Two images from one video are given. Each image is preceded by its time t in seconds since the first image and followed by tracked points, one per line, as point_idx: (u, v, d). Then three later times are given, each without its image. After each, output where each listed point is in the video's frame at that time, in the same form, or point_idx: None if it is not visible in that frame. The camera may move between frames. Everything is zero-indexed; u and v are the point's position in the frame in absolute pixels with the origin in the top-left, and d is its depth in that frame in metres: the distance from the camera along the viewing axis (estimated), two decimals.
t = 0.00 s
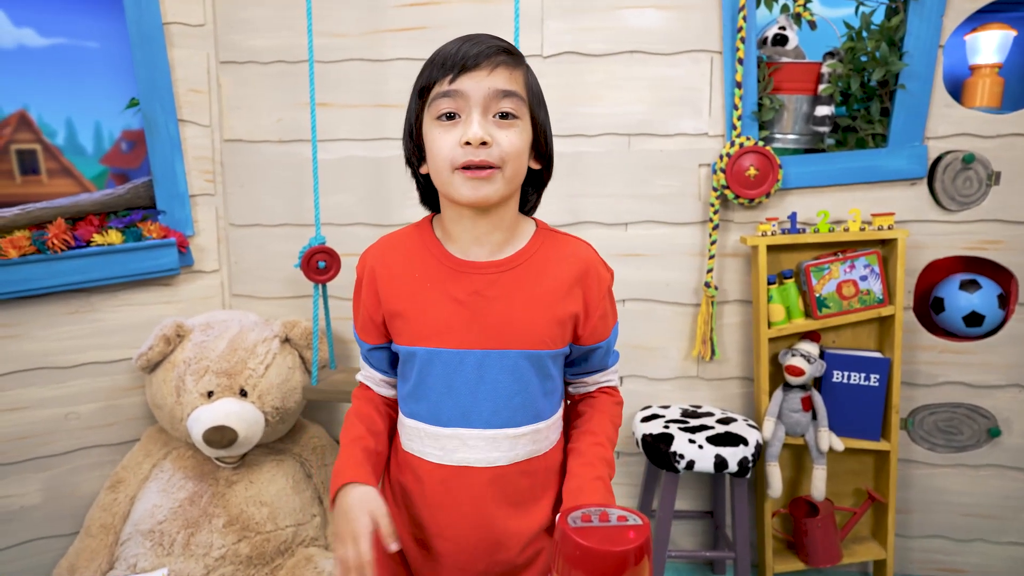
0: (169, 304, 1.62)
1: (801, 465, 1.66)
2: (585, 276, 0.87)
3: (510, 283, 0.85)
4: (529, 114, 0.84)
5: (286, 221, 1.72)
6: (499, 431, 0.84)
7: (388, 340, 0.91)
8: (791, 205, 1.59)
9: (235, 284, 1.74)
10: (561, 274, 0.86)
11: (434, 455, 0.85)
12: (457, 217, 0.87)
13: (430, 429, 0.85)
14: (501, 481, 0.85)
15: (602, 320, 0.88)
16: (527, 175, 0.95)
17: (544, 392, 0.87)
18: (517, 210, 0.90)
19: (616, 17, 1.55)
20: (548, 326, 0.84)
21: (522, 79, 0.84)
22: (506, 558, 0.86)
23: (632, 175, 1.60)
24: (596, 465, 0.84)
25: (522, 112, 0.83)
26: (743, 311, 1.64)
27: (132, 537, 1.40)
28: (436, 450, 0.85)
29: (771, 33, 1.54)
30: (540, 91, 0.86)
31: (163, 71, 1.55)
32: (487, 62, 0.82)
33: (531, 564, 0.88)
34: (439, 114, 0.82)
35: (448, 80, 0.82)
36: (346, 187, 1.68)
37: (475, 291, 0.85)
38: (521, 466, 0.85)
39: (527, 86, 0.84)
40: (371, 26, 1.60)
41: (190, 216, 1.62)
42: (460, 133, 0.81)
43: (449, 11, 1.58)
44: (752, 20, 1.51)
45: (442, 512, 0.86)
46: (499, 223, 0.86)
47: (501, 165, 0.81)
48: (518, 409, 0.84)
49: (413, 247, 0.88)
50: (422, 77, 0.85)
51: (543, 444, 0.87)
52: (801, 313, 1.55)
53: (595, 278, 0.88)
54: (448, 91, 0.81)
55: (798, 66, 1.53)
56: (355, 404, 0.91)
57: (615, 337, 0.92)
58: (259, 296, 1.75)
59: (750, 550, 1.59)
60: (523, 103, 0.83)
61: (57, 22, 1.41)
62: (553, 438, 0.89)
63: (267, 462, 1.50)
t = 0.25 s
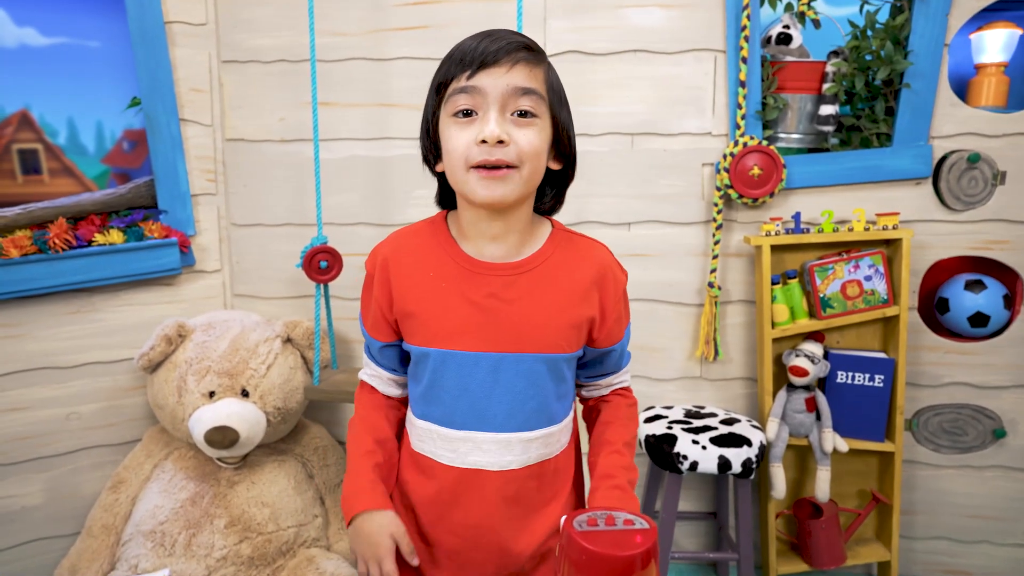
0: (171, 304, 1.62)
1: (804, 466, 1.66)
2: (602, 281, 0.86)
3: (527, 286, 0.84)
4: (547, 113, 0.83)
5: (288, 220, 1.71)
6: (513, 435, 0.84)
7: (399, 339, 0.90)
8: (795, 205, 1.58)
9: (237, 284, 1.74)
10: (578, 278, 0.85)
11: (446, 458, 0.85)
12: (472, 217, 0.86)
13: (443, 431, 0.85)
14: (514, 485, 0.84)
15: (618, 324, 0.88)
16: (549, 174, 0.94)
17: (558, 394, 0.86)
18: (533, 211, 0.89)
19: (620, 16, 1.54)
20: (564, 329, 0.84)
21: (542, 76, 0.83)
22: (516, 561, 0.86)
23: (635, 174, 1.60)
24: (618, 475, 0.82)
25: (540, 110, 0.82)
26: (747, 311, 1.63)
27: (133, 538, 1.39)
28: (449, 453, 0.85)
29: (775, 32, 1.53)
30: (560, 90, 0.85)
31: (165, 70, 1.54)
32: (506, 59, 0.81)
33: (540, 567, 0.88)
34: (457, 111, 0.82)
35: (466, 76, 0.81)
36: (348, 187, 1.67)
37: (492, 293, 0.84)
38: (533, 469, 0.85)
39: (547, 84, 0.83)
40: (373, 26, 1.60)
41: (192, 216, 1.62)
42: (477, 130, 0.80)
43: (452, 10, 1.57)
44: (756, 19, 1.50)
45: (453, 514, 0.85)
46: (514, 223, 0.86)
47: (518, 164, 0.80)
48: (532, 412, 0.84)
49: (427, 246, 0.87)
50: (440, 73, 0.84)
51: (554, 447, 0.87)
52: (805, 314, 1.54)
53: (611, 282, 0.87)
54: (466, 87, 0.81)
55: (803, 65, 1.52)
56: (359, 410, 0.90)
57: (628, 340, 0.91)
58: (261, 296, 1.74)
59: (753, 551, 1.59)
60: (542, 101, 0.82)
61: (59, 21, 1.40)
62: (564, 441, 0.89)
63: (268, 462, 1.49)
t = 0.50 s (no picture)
0: (173, 305, 1.62)
1: (808, 468, 1.65)
2: (612, 283, 0.85)
3: (536, 290, 0.84)
4: (547, 106, 0.83)
5: (290, 221, 1.71)
6: (526, 442, 0.83)
7: (407, 347, 0.90)
8: (799, 206, 1.57)
9: (239, 285, 1.73)
10: (588, 281, 0.84)
11: (459, 465, 0.85)
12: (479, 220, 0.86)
13: (455, 438, 0.85)
14: (528, 492, 0.84)
15: (630, 325, 0.87)
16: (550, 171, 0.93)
17: (572, 401, 0.86)
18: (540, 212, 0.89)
19: (623, 16, 1.53)
20: (575, 332, 0.83)
21: (538, 70, 0.83)
22: (531, 565, 0.86)
23: (638, 175, 1.59)
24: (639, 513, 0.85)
25: (541, 104, 0.82)
26: (750, 313, 1.62)
27: (136, 539, 1.39)
28: (462, 461, 0.84)
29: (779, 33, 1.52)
30: (556, 82, 0.85)
31: (167, 71, 1.54)
32: (502, 56, 0.81)
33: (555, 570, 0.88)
34: (458, 113, 0.81)
35: (463, 78, 0.81)
36: (350, 188, 1.67)
37: (502, 298, 0.83)
38: (547, 476, 0.85)
39: (544, 78, 0.83)
40: (376, 26, 1.59)
41: (193, 217, 1.61)
42: (480, 130, 0.79)
43: (455, 10, 1.57)
44: (760, 19, 1.49)
45: (466, 518, 0.85)
46: (523, 222, 0.85)
47: (526, 157, 0.80)
48: (545, 417, 0.84)
49: (435, 252, 0.87)
50: (436, 78, 0.84)
51: (569, 455, 0.86)
52: (809, 315, 1.54)
53: (622, 283, 0.86)
54: (464, 88, 0.81)
55: (807, 66, 1.52)
56: (363, 461, 0.93)
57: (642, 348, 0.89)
58: (264, 297, 1.74)
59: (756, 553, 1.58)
60: (542, 94, 0.82)
61: (62, 21, 1.40)
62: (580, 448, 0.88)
63: (271, 464, 1.49)
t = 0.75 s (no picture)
0: (175, 306, 1.62)
1: (812, 470, 1.65)
2: (620, 288, 0.85)
3: (543, 293, 0.84)
4: (555, 123, 0.82)
5: (292, 222, 1.71)
6: (529, 443, 0.83)
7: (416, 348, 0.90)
8: (803, 207, 1.57)
9: (242, 286, 1.73)
10: (596, 287, 0.84)
11: (462, 466, 0.85)
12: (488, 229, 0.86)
13: (459, 439, 0.85)
14: (531, 493, 0.84)
15: (638, 330, 0.86)
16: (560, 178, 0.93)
17: (578, 406, 0.85)
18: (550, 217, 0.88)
19: (627, 17, 1.53)
20: (582, 339, 0.83)
21: (545, 87, 0.82)
22: (534, 568, 0.85)
23: (641, 176, 1.59)
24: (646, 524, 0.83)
25: (548, 124, 0.81)
26: (753, 314, 1.62)
27: (138, 541, 1.39)
28: (465, 462, 0.84)
29: (782, 33, 1.53)
30: (563, 93, 0.84)
31: (169, 71, 1.54)
32: (508, 78, 0.79)
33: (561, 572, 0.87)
34: (463, 136, 0.81)
35: (469, 102, 0.80)
36: (352, 189, 1.67)
37: (508, 300, 0.83)
38: (550, 479, 0.84)
39: (551, 93, 0.82)
40: (379, 27, 1.59)
41: (196, 218, 1.61)
42: (487, 158, 0.80)
43: (457, 11, 1.57)
44: (764, 20, 1.49)
45: (469, 522, 0.85)
46: (530, 235, 0.85)
47: (531, 185, 0.80)
48: (549, 420, 0.83)
49: (444, 255, 0.87)
50: (441, 94, 0.83)
51: (574, 459, 0.85)
52: (812, 317, 1.53)
53: (630, 292, 0.85)
54: (468, 114, 0.80)
55: (810, 67, 1.52)
56: (374, 469, 0.92)
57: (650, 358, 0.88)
58: (266, 298, 1.74)
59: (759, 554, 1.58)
60: (548, 115, 0.81)
61: (65, 22, 1.40)
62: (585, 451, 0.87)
63: (273, 465, 1.49)
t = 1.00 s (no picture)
0: (177, 307, 1.61)
1: (815, 471, 1.64)
2: (614, 290, 0.84)
3: (536, 294, 0.83)
4: (546, 121, 0.82)
5: (294, 223, 1.70)
6: (522, 445, 0.83)
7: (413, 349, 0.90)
8: (806, 208, 1.57)
9: (244, 287, 1.73)
10: (591, 288, 0.84)
11: (456, 467, 0.84)
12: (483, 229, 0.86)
13: (453, 440, 0.84)
14: (524, 495, 0.83)
15: (635, 332, 0.85)
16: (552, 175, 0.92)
17: (572, 408, 0.84)
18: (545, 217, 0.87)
19: (629, 18, 1.53)
20: (576, 338, 0.82)
21: (535, 86, 0.81)
22: (529, 571, 0.85)
23: (644, 176, 1.58)
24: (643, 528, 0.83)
25: (539, 122, 0.81)
26: (756, 316, 1.62)
27: (140, 542, 1.39)
28: (459, 463, 0.84)
29: (786, 33, 1.53)
30: (555, 92, 0.83)
31: (171, 72, 1.54)
32: (497, 78, 0.79)
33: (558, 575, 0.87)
34: (456, 138, 0.81)
35: (460, 102, 0.80)
36: (354, 189, 1.67)
37: (502, 301, 0.83)
38: (543, 481, 0.84)
39: (542, 92, 0.82)
40: (381, 27, 1.59)
41: (198, 219, 1.61)
42: (480, 159, 0.79)
43: (460, 11, 1.56)
44: (767, 20, 1.49)
45: (463, 525, 0.85)
46: (525, 233, 0.84)
47: (525, 183, 0.80)
48: (543, 421, 0.83)
49: (439, 255, 0.87)
50: (433, 96, 0.83)
51: (567, 461, 0.85)
52: (815, 318, 1.53)
53: (625, 293, 0.84)
54: (461, 115, 0.80)
55: (814, 68, 1.51)
56: (373, 468, 0.92)
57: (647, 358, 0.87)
58: (268, 299, 1.73)
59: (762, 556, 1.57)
60: (540, 113, 0.81)
61: (66, 23, 1.40)
62: (581, 454, 0.87)
63: (275, 467, 1.49)
